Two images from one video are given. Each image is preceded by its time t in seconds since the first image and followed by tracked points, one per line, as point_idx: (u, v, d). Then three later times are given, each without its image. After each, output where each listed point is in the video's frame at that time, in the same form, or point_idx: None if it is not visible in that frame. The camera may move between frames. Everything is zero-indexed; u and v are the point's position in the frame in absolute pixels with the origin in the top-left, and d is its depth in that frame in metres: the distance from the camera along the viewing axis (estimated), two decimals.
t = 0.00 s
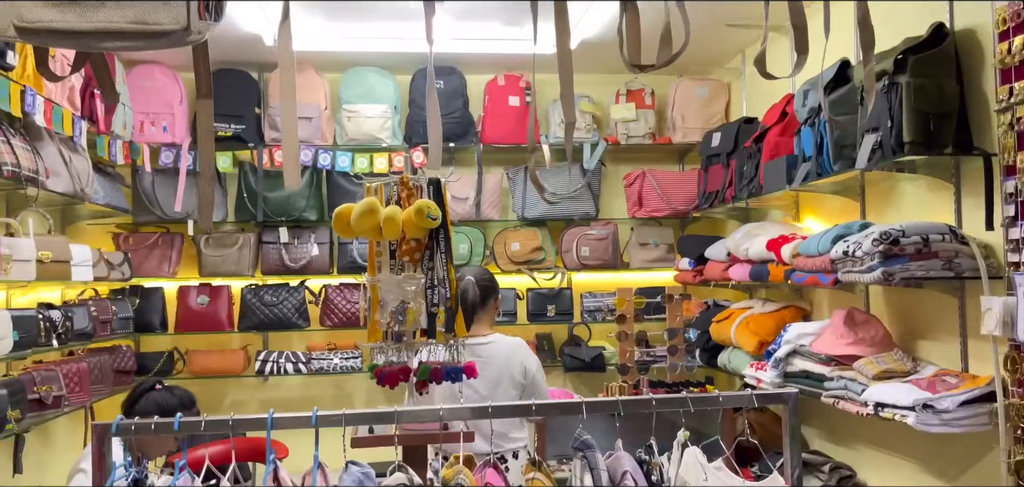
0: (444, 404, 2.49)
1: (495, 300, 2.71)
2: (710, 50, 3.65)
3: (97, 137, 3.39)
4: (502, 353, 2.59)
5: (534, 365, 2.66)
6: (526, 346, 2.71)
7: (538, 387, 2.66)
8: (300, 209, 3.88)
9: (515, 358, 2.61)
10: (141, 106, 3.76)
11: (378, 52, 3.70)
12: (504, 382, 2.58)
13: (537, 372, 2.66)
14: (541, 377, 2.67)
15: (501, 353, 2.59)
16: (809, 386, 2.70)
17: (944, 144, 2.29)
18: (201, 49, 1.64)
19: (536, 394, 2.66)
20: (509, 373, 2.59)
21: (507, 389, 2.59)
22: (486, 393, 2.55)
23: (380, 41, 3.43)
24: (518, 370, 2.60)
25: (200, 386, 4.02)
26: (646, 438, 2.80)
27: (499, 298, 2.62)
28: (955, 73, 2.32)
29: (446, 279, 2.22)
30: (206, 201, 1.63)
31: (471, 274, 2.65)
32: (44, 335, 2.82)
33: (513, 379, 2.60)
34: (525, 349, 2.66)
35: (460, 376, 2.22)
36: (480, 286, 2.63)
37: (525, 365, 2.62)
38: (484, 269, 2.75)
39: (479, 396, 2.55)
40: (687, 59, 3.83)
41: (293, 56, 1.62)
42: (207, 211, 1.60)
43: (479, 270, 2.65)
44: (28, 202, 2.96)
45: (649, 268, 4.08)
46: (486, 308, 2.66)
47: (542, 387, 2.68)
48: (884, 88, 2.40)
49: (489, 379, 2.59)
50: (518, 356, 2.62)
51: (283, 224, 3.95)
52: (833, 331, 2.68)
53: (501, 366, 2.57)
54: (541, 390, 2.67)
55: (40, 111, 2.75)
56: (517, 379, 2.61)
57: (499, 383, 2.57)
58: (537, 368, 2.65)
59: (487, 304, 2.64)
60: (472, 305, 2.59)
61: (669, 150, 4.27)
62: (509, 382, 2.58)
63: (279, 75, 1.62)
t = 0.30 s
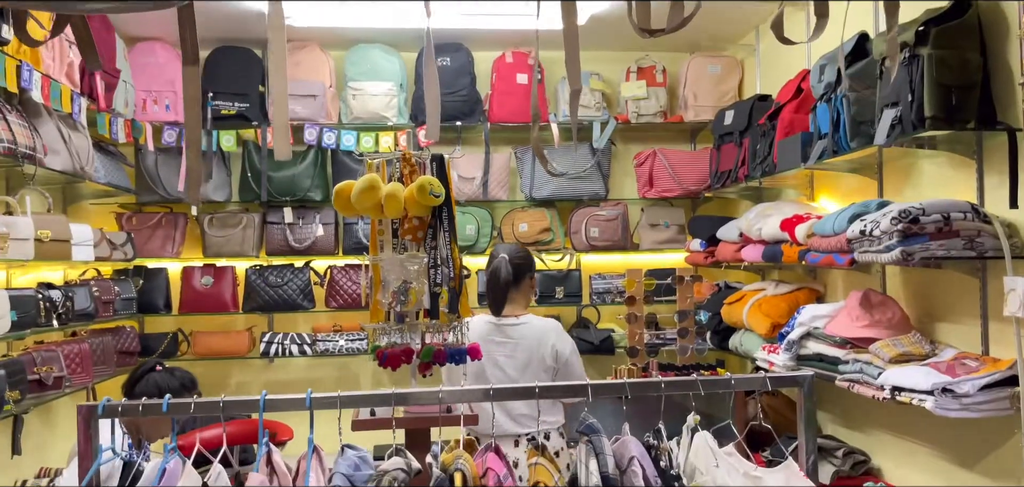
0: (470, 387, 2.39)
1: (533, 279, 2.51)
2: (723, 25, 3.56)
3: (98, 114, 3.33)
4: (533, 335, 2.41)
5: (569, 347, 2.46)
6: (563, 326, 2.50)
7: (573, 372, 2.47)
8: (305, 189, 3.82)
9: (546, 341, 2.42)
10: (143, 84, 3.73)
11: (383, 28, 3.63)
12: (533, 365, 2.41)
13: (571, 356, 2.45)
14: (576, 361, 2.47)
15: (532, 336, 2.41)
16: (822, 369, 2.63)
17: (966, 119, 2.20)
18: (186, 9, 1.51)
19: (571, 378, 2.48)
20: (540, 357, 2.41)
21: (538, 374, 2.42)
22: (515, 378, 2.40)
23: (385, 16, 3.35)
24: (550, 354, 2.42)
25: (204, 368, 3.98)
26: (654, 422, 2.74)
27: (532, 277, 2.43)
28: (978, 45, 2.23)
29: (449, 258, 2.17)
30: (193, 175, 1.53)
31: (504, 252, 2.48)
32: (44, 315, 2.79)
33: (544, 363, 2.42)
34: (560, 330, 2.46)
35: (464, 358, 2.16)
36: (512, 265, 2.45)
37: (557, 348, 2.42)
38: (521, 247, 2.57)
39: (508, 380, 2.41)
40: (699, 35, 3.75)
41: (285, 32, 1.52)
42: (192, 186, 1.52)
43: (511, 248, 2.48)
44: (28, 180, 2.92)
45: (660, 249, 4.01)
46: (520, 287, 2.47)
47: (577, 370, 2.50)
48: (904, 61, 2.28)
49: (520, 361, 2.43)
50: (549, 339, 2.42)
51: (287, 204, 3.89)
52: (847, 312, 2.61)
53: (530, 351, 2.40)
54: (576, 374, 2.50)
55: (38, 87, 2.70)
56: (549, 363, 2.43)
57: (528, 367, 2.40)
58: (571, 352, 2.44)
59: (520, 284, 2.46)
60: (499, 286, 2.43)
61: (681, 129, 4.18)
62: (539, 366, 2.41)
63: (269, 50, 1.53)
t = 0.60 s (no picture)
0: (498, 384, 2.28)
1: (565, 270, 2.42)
2: (737, 8, 3.46)
3: (98, 103, 3.27)
4: (565, 330, 2.30)
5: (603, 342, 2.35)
6: (595, 320, 2.39)
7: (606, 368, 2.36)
8: (309, 179, 3.75)
9: (578, 336, 2.31)
10: (145, 72, 3.66)
11: (388, 14, 3.55)
12: (563, 362, 2.30)
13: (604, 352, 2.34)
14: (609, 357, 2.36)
15: (564, 331, 2.30)
16: (841, 363, 2.55)
17: (993, 102, 2.10)
18: None
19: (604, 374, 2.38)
20: (572, 353, 2.30)
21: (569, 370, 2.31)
22: (545, 374, 2.29)
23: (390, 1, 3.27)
24: (582, 350, 2.31)
25: (209, 360, 3.93)
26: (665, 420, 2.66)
27: (566, 269, 2.33)
28: (1005, 25, 2.14)
29: (453, 248, 2.10)
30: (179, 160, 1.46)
31: (535, 242, 2.38)
32: (42, 308, 2.74)
33: (576, 360, 2.31)
34: (592, 325, 2.34)
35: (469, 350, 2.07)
36: (545, 256, 2.35)
37: (589, 343, 2.31)
38: (551, 236, 2.46)
39: (537, 377, 2.30)
40: (713, 20, 3.65)
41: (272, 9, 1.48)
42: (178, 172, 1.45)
43: (543, 239, 2.38)
44: (25, 169, 2.86)
45: (671, 239, 3.92)
46: (552, 280, 2.38)
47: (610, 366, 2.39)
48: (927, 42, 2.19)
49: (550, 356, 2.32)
50: (581, 333, 2.31)
51: (292, 194, 3.83)
52: (867, 303, 2.52)
53: (562, 347, 2.29)
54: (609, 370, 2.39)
55: (34, 75, 2.63)
56: (580, 359, 2.32)
57: (558, 364, 2.29)
58: (604, 347, 2.33)
59: (553, 276, 2.36)
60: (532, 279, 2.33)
61: (693, 116, 4.08)
62: (571, 362, 2.30)
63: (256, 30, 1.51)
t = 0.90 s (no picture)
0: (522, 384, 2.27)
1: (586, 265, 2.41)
2: None
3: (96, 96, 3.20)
4: (589, 329, 2.28)
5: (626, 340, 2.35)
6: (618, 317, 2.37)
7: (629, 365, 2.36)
8: (313, 172, 3.68)
9: (603, 334, 2.29)
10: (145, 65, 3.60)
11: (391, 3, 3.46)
12: (588, 360, 2.28)
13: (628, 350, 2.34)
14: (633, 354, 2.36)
15: (588, 330, 2.28)
16: (862, 360, 2.45)
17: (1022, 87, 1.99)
18: None
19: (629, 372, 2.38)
20: (596, 352, 2.29)
21: (594, 369, 2.30)
22: (570, 373, 2.28)
23: None
24: (606, 349, 2.29)
25: (213, 358, 3.87)
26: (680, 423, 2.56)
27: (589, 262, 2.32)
28: None
29: (456, 242, 1.99)
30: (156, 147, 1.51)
31: (556, 237, 2.37)
32: (38, 305, 2.68)
33: (601, 358, 2.30)
34: (616, 323, 2.33)
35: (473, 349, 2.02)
36: (567, 249, 2.35)
37: (614, 341, 2.30)
38: (571, 230, 2.44)
39: (561, 375, 2.29)
40: (726, 7, 3.56)
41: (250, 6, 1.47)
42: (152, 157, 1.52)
43: (563, 234, 2.37)
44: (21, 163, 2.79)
45: (683, 233, 3.83)
46: (575, 275, 2.36)
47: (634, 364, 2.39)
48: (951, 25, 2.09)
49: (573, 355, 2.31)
50: (606, 332, 2.30)
51: (295, 188, 3.75)
52: (888, 298, 2.42)
53: (587, 346, 2.27)
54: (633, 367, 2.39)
55: (27, 66, 2.56)
56: (605, 358, 2.30)
57: (584, 362, 2.28)
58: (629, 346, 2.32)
59: (575, 270, 2.35)
60: (554, 272, 2.32)
61: (705, 107, 3.98)
62: (595, 362, 2.29)
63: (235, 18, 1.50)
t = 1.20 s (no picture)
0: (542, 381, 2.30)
1: (607, 260, 2.43)
2: None
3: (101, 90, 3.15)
4: (610, 327, 2.32)
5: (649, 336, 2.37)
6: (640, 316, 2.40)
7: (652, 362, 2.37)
8: (322, 167, 3.62)
9: (624, 333, 2.32)
10: (153, 59, 3.56)
11: None
12: (610, 359, 2.32)
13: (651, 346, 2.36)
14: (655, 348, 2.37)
15: (609, 328, 2.32)
16: (886, 359, 2.36)
17: None
18: None
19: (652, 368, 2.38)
20: (617, 350, 2.32)
21: (614, 367, 2.33)
22: (590, 371, 2.32)
23: None
24: (628, 348, 2.32)
25: (223, 356, 3.82)
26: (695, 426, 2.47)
27: (610, 257, 2.34)
28: None
29: (463, 237, 1.92)
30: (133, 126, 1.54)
31: (576, 233, 2.40)
32: (41, 302, 2.64)
33: (622, 357, 2.33)
34: (638, 321, 2.36)
35: (481, 349, 1.95)
36: (587, 245, 2.37)
37: (636, 340, 2.33)
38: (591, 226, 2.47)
39: (581, 373, 2.33)
40: None
41: None
42: (132, 149, 1.55)
43: (583, 229, 2.39)
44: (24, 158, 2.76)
45: (700, 227, 3.73)
46: (595, 270, 2.38)
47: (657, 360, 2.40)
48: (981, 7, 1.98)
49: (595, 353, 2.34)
50: (627, 330, 2.33)
51: (304, 184, 3.70)
52: (915, 294, 2.32)
53: (607, 344, 2.31)
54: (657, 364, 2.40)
55: (28, 59, 2.51)
56: (626, 356, 2.33)
57: (605, 361, 2.32)
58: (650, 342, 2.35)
59: (596, 265, 2.37)
60: (574, 268, 2.34)
61: (723, 98, 3.88)
62: (616, 359, 2.32)
63: None
